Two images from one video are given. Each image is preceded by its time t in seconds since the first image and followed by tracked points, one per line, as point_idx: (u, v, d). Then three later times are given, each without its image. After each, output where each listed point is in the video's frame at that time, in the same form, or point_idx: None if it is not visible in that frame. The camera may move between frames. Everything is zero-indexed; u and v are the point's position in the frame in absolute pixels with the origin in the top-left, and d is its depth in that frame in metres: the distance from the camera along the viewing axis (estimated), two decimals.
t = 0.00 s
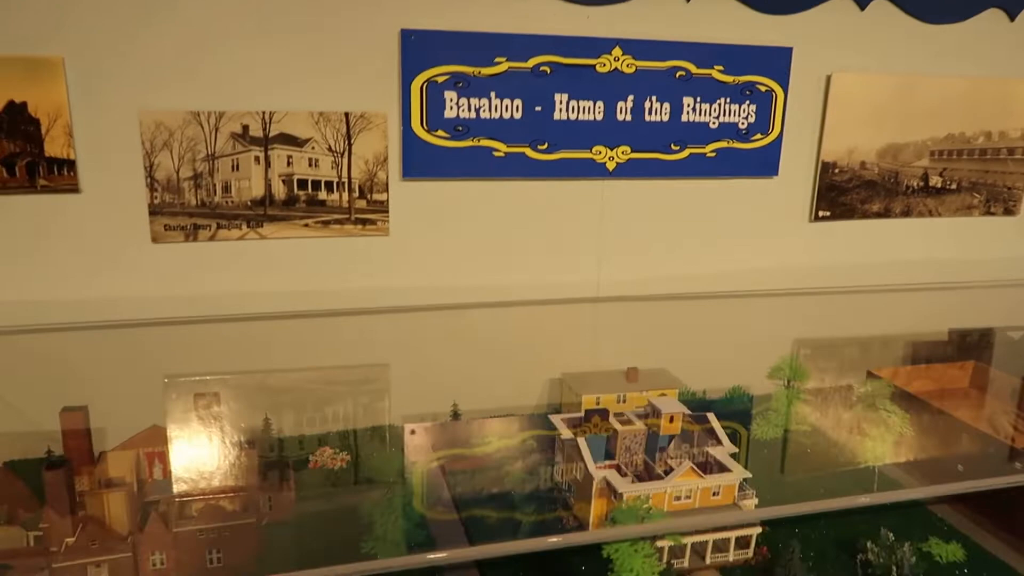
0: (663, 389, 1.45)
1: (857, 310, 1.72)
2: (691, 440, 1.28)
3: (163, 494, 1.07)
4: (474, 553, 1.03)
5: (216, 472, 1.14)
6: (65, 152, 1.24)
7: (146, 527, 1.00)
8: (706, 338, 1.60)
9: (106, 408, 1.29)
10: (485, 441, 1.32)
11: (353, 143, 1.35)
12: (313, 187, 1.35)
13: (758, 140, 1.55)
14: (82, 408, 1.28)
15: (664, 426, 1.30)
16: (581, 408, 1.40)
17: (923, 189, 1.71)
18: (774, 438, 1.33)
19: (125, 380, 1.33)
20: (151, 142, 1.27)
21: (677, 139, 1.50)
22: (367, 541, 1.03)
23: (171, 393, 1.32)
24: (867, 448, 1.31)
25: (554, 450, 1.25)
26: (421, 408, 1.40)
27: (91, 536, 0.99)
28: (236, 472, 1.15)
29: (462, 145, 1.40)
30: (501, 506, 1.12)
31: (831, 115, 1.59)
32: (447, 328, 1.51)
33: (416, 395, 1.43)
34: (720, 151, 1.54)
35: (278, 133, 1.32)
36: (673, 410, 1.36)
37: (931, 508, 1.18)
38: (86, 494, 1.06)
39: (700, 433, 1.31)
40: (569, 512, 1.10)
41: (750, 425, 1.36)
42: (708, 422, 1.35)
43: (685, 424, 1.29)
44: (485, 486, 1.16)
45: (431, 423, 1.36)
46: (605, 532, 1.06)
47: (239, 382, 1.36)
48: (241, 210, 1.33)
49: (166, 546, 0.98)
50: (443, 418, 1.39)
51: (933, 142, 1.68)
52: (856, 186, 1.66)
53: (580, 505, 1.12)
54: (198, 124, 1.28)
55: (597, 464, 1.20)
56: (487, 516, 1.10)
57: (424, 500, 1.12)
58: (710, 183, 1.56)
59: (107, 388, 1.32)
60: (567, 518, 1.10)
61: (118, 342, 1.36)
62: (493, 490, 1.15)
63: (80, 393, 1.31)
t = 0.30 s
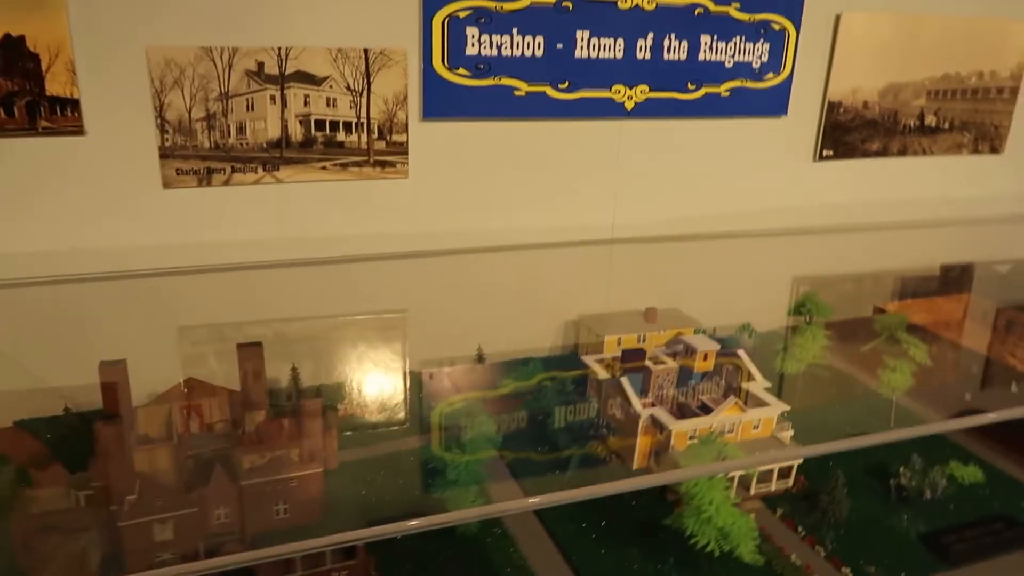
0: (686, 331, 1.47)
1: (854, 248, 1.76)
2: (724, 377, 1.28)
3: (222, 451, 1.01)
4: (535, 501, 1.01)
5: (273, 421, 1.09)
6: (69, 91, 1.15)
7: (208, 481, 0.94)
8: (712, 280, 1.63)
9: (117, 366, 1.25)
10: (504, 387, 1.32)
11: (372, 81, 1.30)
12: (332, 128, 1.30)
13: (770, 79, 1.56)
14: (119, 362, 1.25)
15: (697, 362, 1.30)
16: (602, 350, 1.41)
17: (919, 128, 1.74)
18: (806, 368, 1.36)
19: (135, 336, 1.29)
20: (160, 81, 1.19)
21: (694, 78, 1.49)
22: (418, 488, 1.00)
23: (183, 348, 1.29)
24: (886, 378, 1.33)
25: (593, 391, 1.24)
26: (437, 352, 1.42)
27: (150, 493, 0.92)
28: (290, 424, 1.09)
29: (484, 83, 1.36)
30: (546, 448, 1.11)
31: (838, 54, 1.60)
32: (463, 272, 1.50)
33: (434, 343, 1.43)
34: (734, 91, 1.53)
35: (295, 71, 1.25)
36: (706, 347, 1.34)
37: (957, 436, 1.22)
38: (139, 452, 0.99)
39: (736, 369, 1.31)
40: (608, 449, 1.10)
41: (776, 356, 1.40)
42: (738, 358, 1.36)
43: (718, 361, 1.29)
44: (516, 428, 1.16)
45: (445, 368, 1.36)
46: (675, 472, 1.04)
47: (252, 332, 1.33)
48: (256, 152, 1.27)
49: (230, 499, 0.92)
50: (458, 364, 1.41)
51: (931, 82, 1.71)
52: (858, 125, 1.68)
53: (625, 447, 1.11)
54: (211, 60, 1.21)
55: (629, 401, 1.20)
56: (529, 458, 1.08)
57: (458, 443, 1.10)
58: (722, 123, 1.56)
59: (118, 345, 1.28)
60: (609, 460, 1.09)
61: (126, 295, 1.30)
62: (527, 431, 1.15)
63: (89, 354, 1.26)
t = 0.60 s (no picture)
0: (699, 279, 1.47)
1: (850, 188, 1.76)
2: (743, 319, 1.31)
3: (263, 416, 0.96)
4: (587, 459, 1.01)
5: (323, 386, 1.03)
6: (58, 40, 1.08)
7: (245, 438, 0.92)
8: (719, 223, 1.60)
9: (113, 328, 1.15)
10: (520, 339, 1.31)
11: (377, 27, 1.25)
12: (337, 77, 1.25)
13: (765, 23, 1.56)
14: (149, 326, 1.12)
15: (715, 305, 1.32)
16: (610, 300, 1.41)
17: (899, 72, 1.78)
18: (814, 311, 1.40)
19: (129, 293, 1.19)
20: (157, 28, 1.12)
21: (693, 23, 1.49)
22: (449, 440, 1.00)
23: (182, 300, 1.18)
24: (890, 316, 1.39)
25: (617, 336, 1.25)
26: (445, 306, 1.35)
27: (197, 457, 0.89)
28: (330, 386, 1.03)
29: (489, 29, 1.33)
30: (570, 395, 1.14)
31: None
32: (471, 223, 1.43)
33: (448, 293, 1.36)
34: (731, 35, 1.53)
35: (297, 17, 1.19)
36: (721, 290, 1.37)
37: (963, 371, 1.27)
38: (177, 423, 0.95)
39: (753, 310, 1.34)
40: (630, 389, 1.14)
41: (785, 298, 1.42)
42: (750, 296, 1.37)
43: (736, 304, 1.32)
44: (542, 376, 1.17)
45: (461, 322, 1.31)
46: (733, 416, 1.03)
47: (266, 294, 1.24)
48: (259, 103, 1.21)
49: (284, 460, 0.88)
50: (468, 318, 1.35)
51: (910, 26, 1.74)
52: (844, 69, 1.70)
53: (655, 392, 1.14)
54: (209, 5, 1.14)
55: (653, 341, 1.23)
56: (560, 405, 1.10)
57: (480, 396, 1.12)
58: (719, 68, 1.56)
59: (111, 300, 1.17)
60: (636, 404, 1.12)
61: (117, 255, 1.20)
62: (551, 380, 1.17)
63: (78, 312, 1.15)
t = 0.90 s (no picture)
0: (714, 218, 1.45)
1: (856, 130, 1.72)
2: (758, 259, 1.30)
3: (294, 359, 0.95)
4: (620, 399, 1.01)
5: (352, 331, 1.02)
6: None
7: (275, 382, 0.90)
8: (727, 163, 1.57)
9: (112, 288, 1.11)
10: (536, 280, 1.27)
11: None
12: (343, 12, 1.17)
13: None
14: (175, 271, 1.10)
15: (733, 246, 1.31)
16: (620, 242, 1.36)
17: (891, 12, 1.76)
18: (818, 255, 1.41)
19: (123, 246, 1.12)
20: None
21: None
22: (473, 387, 0.99)
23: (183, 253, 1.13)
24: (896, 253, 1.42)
25: (631, 277, 1.25)
26: (452, 252, 1.31)
27: (240, 397, 0.88)
28: (357, 331, 1.02)
29: None
30: (598, 331, 1.13)
31: None
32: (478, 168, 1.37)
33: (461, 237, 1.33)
34: None
35: None
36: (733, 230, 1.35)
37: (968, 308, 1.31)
38: (211, 361, 0.93)
39: (772, 249, 1.33)
40: (649, 328, 1.14)
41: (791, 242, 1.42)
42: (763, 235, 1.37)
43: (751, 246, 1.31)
44: (570, 317, 1.15)
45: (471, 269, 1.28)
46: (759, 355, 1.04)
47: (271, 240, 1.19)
48: (263, 40, 1.14)
49: (327, 401, 0.87)
50: (475, 266, 1.32)
51: None
52: (840, 10, 1.68)
53: (674, 332, 1.13)
54: None
55: (670, 283, 1.22)
56: (588, 344, 1.09)
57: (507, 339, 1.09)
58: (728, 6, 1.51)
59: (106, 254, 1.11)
60: (654, 343, 1.12)
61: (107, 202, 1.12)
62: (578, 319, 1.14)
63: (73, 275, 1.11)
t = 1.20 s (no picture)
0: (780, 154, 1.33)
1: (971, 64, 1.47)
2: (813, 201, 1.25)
3: (345, 292, 0.88)
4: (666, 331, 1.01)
5: (405, 262, 0.93)
6: None
7: (325, 314, 0.86)
8: (806, 97, 1.38)
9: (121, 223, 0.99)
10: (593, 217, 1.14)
11: None
12: None
13: None
14: (229, 198, 0.94)
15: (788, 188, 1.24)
16: (672, 182, 1.21)
17: None
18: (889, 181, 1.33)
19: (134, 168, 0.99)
20: None
21: None
22: (526, 321, 0.95)
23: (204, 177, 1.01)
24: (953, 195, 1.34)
25: (687, 215, 1.16)
26: (496, 189, 1.14)
27: (300, 327, 0.85)
28: (412, 269, 0.93)
29: None
30: (654, 270, 1.07)
31: None
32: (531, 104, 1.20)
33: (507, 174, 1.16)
34: None
35: None
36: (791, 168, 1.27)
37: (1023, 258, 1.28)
38: (269, 290, 0.88)
39: (824, 188, 1.28)
40: (698, 268, 1.10)
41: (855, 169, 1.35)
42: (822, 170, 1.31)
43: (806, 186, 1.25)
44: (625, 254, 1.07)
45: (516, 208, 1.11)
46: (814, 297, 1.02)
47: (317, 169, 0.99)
48: None
49: (384, 331, 0.85)
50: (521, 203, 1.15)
51: None
52: None
53: (727, 274, 1.10)
54: None
55: (725, 223, 1.15)
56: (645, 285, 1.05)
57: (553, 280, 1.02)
58: None
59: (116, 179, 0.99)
60: (707, 284, 1.08)
61: (120, 131, 0.99)
62: (636, 256, 1.07)
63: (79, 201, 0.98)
